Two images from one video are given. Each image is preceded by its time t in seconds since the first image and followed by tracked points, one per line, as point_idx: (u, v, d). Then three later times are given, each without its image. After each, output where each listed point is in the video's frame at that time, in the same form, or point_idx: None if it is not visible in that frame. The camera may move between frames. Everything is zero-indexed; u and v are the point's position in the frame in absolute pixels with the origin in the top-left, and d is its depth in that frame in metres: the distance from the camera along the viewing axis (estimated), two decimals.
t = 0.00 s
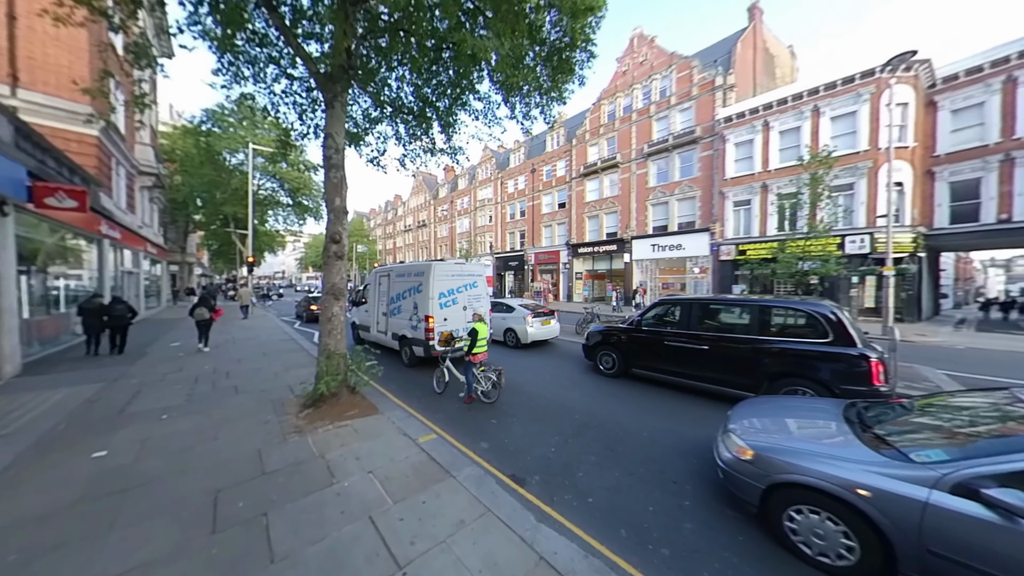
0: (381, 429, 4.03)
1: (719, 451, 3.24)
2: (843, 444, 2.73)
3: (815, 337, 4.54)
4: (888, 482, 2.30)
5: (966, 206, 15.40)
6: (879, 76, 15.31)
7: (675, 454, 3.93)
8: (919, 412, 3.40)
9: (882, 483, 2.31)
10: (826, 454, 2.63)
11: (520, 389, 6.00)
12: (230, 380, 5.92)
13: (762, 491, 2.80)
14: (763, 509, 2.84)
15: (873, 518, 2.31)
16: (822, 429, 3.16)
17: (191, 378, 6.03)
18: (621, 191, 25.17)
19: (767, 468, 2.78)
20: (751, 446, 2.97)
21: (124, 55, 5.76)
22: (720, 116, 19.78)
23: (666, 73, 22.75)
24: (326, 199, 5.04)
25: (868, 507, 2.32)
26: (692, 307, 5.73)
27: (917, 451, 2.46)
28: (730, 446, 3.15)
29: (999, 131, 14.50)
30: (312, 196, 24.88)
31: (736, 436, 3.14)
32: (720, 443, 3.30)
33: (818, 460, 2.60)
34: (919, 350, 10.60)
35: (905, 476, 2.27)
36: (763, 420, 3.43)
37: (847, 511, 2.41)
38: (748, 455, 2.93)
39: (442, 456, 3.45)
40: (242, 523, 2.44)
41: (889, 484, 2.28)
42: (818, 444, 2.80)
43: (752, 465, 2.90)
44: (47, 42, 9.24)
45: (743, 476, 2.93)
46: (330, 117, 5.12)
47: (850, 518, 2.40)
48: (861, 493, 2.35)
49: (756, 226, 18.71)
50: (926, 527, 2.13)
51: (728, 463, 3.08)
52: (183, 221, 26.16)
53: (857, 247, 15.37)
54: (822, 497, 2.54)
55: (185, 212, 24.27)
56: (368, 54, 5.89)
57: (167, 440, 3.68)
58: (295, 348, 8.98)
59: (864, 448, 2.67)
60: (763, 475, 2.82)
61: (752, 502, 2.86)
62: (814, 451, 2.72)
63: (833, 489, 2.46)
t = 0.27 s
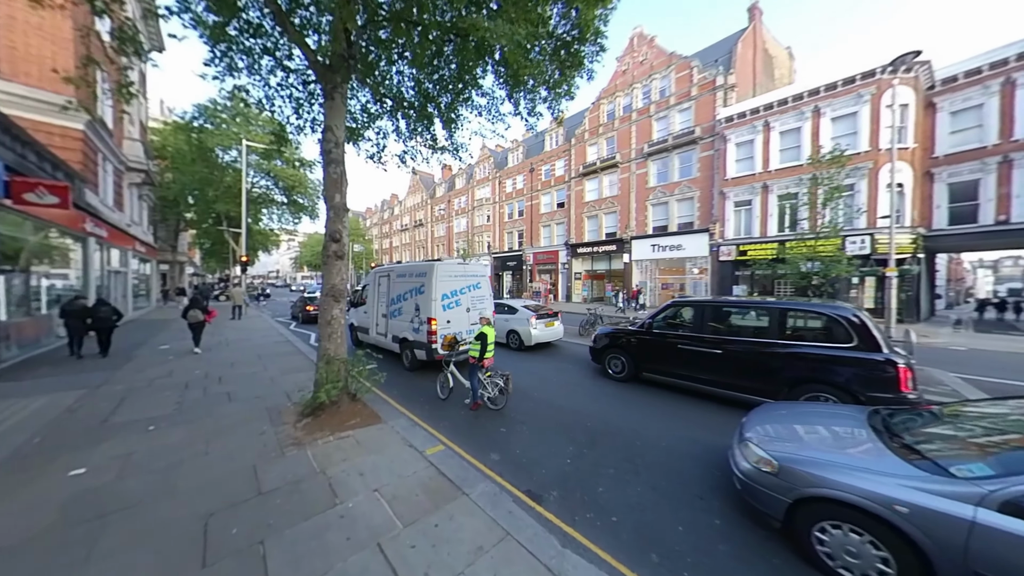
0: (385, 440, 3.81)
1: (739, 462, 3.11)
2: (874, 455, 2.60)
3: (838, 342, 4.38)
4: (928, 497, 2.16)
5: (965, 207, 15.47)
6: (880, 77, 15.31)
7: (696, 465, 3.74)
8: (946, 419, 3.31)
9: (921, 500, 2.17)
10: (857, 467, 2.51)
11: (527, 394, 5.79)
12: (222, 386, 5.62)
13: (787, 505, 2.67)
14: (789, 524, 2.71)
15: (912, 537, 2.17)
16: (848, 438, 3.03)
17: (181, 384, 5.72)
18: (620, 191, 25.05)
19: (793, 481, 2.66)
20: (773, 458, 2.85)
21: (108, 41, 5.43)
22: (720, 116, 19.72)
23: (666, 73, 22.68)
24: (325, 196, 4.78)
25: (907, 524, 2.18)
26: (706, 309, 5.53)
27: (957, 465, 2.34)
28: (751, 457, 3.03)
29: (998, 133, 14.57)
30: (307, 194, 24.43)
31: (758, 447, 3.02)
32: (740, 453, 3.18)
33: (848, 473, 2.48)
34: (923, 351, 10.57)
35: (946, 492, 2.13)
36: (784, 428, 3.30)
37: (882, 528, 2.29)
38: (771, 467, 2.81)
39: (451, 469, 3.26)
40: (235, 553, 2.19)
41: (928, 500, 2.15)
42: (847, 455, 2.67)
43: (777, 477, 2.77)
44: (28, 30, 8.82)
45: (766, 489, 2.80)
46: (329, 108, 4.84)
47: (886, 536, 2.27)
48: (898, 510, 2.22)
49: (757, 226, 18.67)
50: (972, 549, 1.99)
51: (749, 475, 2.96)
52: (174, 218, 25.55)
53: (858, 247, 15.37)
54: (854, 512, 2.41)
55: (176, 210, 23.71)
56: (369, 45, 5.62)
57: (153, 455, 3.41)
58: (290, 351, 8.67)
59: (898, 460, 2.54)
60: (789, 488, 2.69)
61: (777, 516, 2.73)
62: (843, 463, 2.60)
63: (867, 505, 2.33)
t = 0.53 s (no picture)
0: (393, 447, 3.61)
1: (763, 468, 2.99)
2: (909, 463, 2.47)
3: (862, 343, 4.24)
4: (972, 508, 2.03)
5: (965, 210, 15.50)
6: (882, 79, 15.33)
7: (723, 474, 3.55)
8: (978, 424, 3.18)
9: (965, 510, 2.04)
10: (892, 475, 2.37)
11: (538, 398, 5.58)
12: (219, 390, 5.36)
13: (818, 515, 2.55)
14: (819, 534, 2.59)
15: (959, 551, 2.03)
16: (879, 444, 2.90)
17: (175, 388, 5.45)
18: (621, 191, 24.96)
19: (822, 488, 2.54)
20: (801, 464, 2.72)
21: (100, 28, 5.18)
22: (722, 117, 19.71)
23: (667, 74, 22.65)
24: (329, 191, 4.56)
25: (951, 537, 2.05)
26: (722, 310, 5.37)
27: (1002, 474, 2.20)
28: (776, 463, 2.91)
29: (998, 136, 14.61)
30: (305, 192, 24.08)
31: (783, 453, 2.89)
32: (764, 459, 3.05)
33: (882, 481, 2.35)
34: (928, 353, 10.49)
35: (993, 503, 2.00)
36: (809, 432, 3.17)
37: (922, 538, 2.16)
38: (799, 474, 2.68)
39: (463, 478, 3.07)
40: None
41: (973, 511, 2.01)
42: (880, 461, 2.53)
43: (806, 485, 2.64)
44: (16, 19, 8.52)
45: (792, 497, 2.68)
46: (333, 99, 4.60)
47: (928, 548, 2.14)
48: (941, 522, 2.09)
49: (758, 228, 18.64)
50: None
51: (775, 482, 2.83)
52: (168, 217, 25.09)
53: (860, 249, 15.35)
54: (892, 523, 2.28)
55: (170, 207, 23.29)
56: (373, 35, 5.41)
57: (145, 466, 3.17)
58: (289, 353, 8.40)
59: (937, 467, 2.41)
60: (819, 497, 2.56)
61: (806, 527, 2.60)
62: (878, 470, 2.46)
63: (907, 516, 2.19)
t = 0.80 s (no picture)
0: (400, 459, 3.44)
1: (788, 480, 2.88)
2: (947, 477, 2.35)
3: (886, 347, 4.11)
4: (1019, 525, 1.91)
5: (963, 210, 15.57)
6: (881, 79, 15.37)
7: (748, 487, 3.39)
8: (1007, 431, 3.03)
9: (1011, 528, 1.92)
10: (928, 489, 2.26)
11: (547, 404, 5.41)
12: (213, 399, 5.10)
13: (849, 530, 2.43)
14: (850, 550, 2.47)
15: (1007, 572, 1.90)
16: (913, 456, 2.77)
17: (168, 396, 5.21)
18: (620, 192, 24.88)
19: (852, 502, 2.43)
20: (829, 476, 2.61)
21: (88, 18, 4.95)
22: (721, 117, 19.70)
23: (666, 74, 22.63)
24: (329, 189, 4.34)
25: (997, 557, 1.93)
26: (736, 313, 5.24)
27: None
28: (801, 475, 2.80)
29: (996, 136, 14.68)
30: (301, 192, 23.72)
31: (808, 464, 2.80)
32: (788, 470, 2.94)
33: (917, 495, 2.24)
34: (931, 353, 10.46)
35: None
36: (834, 441, 3.06)
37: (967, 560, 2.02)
38: (827, 486, 2.58)
39: (475, 495, 2.89)
40: None
41: (1020, 528, 1.89)
42: (913, 475, 2.42)
43: (834, 498, 2.54)
44: None
45: (820, 510, 2.58)
46: (334, 93, 4.38)
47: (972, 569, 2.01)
48: (985, 539, 1.97)
49: (758, 228, 18.64)
50: None
51: (801, 495, 2.72)
52: (160, 216, 24.58)
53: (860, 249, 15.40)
54: (931, 541, 2.16)
55: (163, 207, 22.84)
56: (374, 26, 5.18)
57: (133, 486, 2.94)
58: (285, 357, 8.13)
59: (976, 481, 2.29)
60: (849, 511, 2.45)
61: (837, 543, 2.48)
62: (912, 483, 2.35)
63: (947, 533, 2.08)
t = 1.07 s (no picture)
0: (405, 468, 3.22)
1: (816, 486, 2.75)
2: (994, 484, 2.18)
3: (913, 346, 4.00)
4: None
5: (962, 208, 15.58)
6: (882, 77, 15.32)
7: (775, 494, 3.20)
8: None
9: None
10: (974, 497, 2.11)
11: (555, 406, 5.20)
12: (203, 403, 4.83)
13: (885, 540, 2.29)
14: (888, 563, 2.32)
15: None
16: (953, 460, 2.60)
17: (156, 401, 4.93)
18: (619, 190, 24.73)
19: (889, 511, 2.30)
20: (862, 482, 2.49)
21: None
22: (722, 115, 19.59)
23: (666, 71, 22.49)
24: (326, 180, 4.10)
25: None
26: (753, 311, 5.10)
27: None
28: (831, 481, 2.67)
29: (996, 134, 14.69)
30: (296, 190, 23.31)
31: (839, 470, 2.66)
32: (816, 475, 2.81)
33: (961, 503, 2.09)
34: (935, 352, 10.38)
35: None
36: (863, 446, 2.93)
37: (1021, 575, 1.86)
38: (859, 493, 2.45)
39: (487, 508, 2.68)
40: None
41: None
42: (956, 481, 2.27)
43: (869, 507, 2.40)
44: None
45: (853, 520, 2.44)
46: (331, 79, 4.13)
47: None
48: None
49: (759, 226, 18.56)
50: None
51: (831, 502, 2.59)
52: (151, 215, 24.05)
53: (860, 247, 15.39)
54: (980, 553, 1.99)
55: (154, 205, 22.36)
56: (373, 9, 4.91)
57: (112, 502, 2.68)
58: (281, 358, 7.84)
59: None
60: (886, 520, 2.31)
61: (873, 554, 2.33)
62: (956, 491, 2.19)
63: (997, 544, 1.93)
